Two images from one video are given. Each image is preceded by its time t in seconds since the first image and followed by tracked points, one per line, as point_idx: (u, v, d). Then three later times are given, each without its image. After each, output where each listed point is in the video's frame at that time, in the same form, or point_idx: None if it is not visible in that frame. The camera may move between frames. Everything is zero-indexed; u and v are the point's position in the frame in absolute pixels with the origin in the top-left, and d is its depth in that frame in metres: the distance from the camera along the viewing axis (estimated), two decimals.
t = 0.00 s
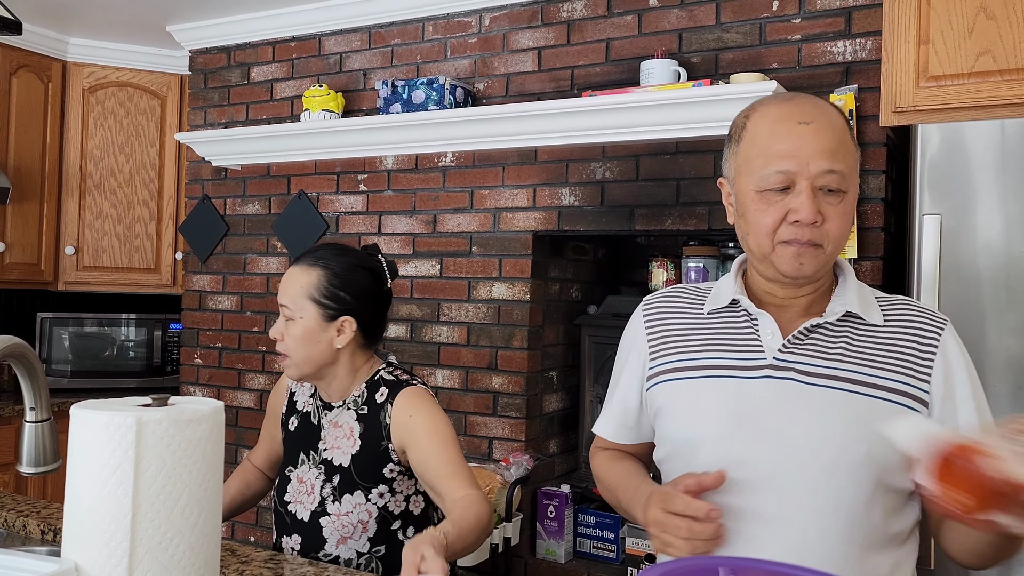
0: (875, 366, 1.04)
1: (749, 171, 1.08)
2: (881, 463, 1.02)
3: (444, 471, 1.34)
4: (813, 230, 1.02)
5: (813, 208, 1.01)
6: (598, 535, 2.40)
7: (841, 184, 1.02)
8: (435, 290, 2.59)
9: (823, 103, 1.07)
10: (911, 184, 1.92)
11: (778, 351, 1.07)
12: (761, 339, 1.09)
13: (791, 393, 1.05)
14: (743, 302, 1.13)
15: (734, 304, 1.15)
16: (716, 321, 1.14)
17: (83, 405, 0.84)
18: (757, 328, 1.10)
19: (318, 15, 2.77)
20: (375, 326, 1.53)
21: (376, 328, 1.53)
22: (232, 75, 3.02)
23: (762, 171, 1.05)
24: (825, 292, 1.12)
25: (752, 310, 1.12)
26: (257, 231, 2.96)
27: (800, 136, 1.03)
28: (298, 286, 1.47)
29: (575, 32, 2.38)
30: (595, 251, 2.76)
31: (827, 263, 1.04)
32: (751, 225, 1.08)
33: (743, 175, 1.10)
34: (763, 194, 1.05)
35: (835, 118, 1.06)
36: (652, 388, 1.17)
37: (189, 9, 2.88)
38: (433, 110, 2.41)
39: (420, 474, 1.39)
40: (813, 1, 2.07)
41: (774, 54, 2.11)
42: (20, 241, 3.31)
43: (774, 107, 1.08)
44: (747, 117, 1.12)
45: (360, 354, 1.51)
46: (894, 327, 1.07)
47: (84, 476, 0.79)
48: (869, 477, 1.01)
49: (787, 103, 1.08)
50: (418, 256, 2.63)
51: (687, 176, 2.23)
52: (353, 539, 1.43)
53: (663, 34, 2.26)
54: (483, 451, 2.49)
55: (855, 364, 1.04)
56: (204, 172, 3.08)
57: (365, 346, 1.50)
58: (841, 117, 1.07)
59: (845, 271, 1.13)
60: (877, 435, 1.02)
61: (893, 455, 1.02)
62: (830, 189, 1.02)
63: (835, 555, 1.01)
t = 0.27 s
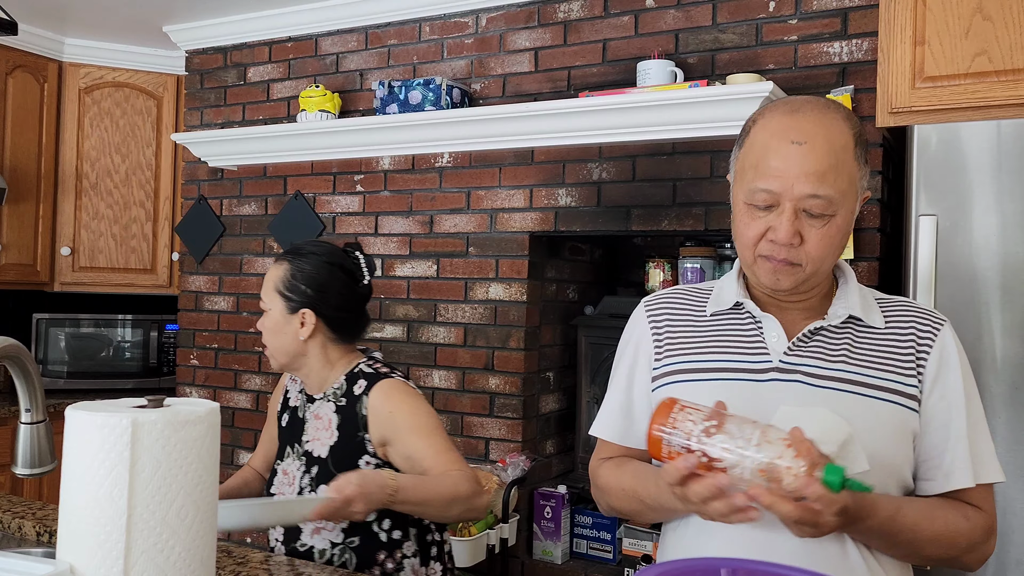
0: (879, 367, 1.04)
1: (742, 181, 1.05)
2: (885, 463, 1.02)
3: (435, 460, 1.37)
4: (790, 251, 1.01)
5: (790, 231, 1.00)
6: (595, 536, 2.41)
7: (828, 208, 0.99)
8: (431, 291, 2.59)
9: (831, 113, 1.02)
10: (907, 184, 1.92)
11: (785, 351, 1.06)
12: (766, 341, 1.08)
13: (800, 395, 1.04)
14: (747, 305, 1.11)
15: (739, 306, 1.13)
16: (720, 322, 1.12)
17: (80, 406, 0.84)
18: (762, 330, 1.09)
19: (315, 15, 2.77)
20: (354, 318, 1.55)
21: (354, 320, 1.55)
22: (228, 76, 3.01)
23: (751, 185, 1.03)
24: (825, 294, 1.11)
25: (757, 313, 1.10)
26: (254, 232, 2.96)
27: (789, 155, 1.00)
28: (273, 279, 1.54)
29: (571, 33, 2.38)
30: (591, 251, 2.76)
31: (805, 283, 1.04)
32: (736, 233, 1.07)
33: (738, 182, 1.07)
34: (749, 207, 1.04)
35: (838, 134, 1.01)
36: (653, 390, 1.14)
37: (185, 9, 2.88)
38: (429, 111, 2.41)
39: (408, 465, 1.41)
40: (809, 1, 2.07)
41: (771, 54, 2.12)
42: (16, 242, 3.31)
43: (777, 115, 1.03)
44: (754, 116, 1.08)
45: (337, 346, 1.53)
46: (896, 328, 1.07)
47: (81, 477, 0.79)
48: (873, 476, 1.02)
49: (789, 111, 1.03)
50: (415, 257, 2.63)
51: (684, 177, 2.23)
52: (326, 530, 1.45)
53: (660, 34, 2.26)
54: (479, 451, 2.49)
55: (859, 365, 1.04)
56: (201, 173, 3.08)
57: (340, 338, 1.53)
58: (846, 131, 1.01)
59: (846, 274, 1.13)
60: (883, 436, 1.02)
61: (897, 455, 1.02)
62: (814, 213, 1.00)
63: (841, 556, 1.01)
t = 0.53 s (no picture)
0: (875, 370, 1.04)
1: (739, 184, 1.04)
2: (879, 467, 1.02)
3: (346, 460, 1.45)
4: (784, 258, 1.01)
5: (784, 240, 0.99)
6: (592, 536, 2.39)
7: (825, 217, 0.99)
8: (430, 291, 2.59)
9: (831, 120, 1.00)
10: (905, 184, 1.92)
11: (779, 353, 1.07)
12: (761, 343, 1.09)
13: (792, 397, 1.05)
14: (744, 305, 1.11)
15: (737, 307, 1.13)
16: (719, 323, 1.13)
17: (79, 406, 0.84)
18: (757, 332, 1.10)
19: (313, 15, 2.76)
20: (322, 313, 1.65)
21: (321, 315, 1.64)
22: (226, 75, 3.01)
23: (747, 192, 1.02)
24: (829, 294, 1.10)
25: (753, 314, 1.10)
26: (251, 232, 2.95)
27: (785, 163, 0.99)
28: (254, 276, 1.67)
29: (570, 33, 2.38)
30: (589, 251, 2.76)
31: (799, 288, 1.04)
32: (732, 236, 1.07)
33: (736, 185, 1.06)
34: (745, 211, 1.03)
35: (836, 142, 0.99)
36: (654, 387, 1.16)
37: (183, 8, 2.87)
38: (428, 110, 2.41)
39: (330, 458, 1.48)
40: (808, 1, 2.07)
41: (769, 54, 2.12)
42: (13, 243, 3.30)
43: (777, 121, 1.02)
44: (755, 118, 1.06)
45: (302, 339, 1.63)
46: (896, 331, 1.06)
47: (78, 478, 0.79)
48: (867, 480, 1.02)
49: (789, 117, 1.01)
50: (413, 257, 2.63)
51: (683, 177, 2.23)
52: (262, 512, 1.53)
53: (658, 34, 2.26)
54: (477, 452, 2.49)
55: (854, 368, 1.04)
56: (198, 173, 3.07)
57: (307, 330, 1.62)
58: (846, 138, 1.00)
59: (849, 272, 1.11)
60: (876, 440, 1.02)
61: (891, 459, 1.02)
62: (809, 223, 0.99)
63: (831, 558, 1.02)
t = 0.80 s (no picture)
0: (872, 371, 1.04)
1: (743, 186, 1.04)
2: (872, 469, 1.02)
3: (249, 442, 1.49)
4: (786, 262, 1.01)
5: (787, 244, 0.99)
6: (591, 535, 2.39)
7: (828, 223, 0.99)
8: (427, 290, 2.59)
9: (837, 124, 1.00)
10: (904, 183, 1.93)
11: (774, 352, 1.07)
12: (757, 342, 1.09)
13: (787, 397, 1.05)
14: (743, 305, 1.12)
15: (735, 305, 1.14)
16: (717, 320, 1.13)
17: (74, 404, 0.83)
18: (755, 331, 1.10)
19: (310, 14, 2.76)
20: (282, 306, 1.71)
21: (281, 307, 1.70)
22: (223, 74, 3.00)
23: (750, 194, 1.02)
24: (831, 296, 1.10)
25: (752, 313, 1.11)
26: (249, 231, 2.95)
27: (790, 166, 0.98)
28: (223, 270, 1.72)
29: (568, 32, 2.38)
30: (587, 251, 2.76)
31: (800, 291, 1.04)
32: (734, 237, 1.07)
33: (741, 186, 1.06)
34: (749, 214, 1.03)
35: (842, 147, 0.99)
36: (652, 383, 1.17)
37: (180, 7, 2.87)
38: (426, 110, 2.41)
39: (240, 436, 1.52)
40: (806, 1, 2.07)
41: (767, 53, 2.12)
42: (10, 242, 3.29)
43: (783, 123, 1.01)
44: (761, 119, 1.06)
45: (262, 329, 1.68)
46: (897, 333, 1.06)
47: (75, 477, 0.79)
48: (858, 481, 1.02)
49: (795, 121, 1.01)
50: (411, 256, 2.62)
51: (681, 176, 2.23)
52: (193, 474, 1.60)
53: (656, 33, 2.26)
54: (475, 451, 2.49)
55: (850, 369, 1.04)
56: (195, 172, 3.07)
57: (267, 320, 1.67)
58: (852, 143, 1.00)
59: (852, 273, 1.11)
60: (868, 441, 1.02)
61: (884, 460, 1.02)
62: (811, 228, 0.99)
63: (824, 557, 1.02)
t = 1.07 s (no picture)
0: (874, 374, 1.04)
1: (755, 184, 1.04)
2: (871, 472, 1.02)
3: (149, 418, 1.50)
4: (794, 262, 1.01)
5: (796, 244, 0.99)
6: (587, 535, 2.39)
7: (838, 224, 0.99)
8: (424, 290, 2.59)
9: (852, 125, 1.00)
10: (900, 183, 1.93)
11: (778, 353, 1.07)
12: (762, 342, 1.09)
13: (788, 398, 1.05)
14: (749, 303, 1.12)
15: (741, 304, 1.14)
16: (722, 319, 1.13)
17: (68, 403, 0.83)
18: (759, 331, 1.10)
19: (307, 13, 2.76)
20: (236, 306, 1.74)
21: (235, 306, 1.72)
22: (220, 73, 3.00)
23: (762, 192, 1.02)
24: (838, 298, 1.10)
25: (757, 312, 1.11)
26: (246, 231, 2.94)
27: (802, 165, 0.98)
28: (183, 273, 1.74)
29: (565, 31, 2.38)
30: (585, 250, 2.77)
31: (808, 291, 1.04)
32: (744, 234, 1.07)
33: (752, 183, 1.06)
34: (759, 211, 1.03)
35: (855, 148, 0.99)
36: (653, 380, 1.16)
37: (177, 6, 2.87)
38: (423, 109, 2.41)
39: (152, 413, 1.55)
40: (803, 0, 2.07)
41: (764, 53, 2.12)
42: (7, 241, 3.29)
43: (798, 122, 1.01)
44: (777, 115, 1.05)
45: (214, 325, 1.71)
46: (902, 337, 1.06)
47: (68, 476, 0.79)
48: (858, 484, 1.02)
49: (809, 120, 1.00)
50: (408, 256, 2.62)
51: (678, 176, 2.23)
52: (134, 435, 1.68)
53: (653, 33, 2.26)
54: (472, 450, 2.49)
55: (853, 371, 1.04)
56: (193, 171, 3.07)
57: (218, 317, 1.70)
58: (866, 144, 0.99)
59: (858, 275, 1.12)
60: (868, 444, 1.02)
61: (883, 464, 1.02)
62: (821, 229, 0.99)
63: (820, 559, 1.03)
